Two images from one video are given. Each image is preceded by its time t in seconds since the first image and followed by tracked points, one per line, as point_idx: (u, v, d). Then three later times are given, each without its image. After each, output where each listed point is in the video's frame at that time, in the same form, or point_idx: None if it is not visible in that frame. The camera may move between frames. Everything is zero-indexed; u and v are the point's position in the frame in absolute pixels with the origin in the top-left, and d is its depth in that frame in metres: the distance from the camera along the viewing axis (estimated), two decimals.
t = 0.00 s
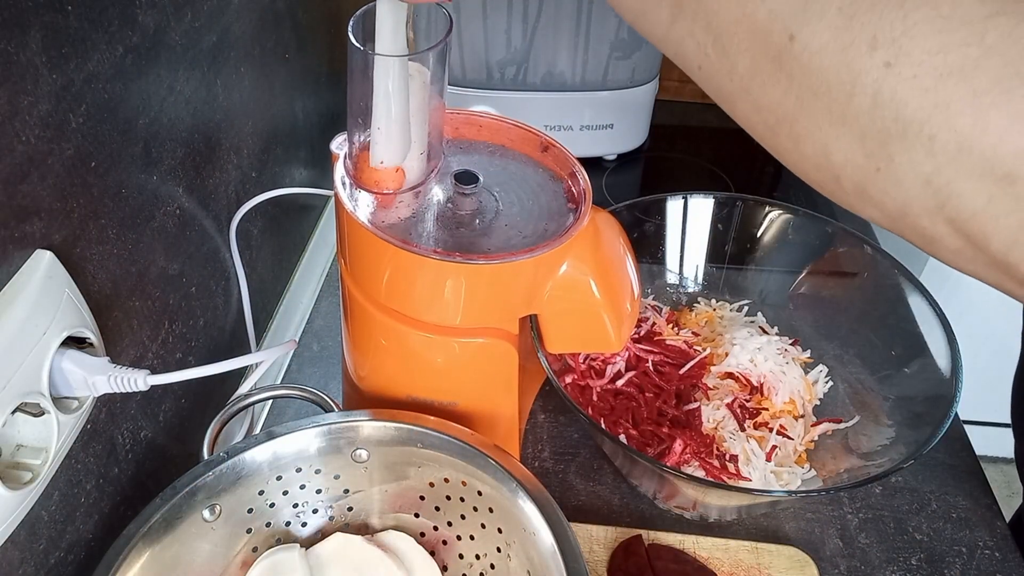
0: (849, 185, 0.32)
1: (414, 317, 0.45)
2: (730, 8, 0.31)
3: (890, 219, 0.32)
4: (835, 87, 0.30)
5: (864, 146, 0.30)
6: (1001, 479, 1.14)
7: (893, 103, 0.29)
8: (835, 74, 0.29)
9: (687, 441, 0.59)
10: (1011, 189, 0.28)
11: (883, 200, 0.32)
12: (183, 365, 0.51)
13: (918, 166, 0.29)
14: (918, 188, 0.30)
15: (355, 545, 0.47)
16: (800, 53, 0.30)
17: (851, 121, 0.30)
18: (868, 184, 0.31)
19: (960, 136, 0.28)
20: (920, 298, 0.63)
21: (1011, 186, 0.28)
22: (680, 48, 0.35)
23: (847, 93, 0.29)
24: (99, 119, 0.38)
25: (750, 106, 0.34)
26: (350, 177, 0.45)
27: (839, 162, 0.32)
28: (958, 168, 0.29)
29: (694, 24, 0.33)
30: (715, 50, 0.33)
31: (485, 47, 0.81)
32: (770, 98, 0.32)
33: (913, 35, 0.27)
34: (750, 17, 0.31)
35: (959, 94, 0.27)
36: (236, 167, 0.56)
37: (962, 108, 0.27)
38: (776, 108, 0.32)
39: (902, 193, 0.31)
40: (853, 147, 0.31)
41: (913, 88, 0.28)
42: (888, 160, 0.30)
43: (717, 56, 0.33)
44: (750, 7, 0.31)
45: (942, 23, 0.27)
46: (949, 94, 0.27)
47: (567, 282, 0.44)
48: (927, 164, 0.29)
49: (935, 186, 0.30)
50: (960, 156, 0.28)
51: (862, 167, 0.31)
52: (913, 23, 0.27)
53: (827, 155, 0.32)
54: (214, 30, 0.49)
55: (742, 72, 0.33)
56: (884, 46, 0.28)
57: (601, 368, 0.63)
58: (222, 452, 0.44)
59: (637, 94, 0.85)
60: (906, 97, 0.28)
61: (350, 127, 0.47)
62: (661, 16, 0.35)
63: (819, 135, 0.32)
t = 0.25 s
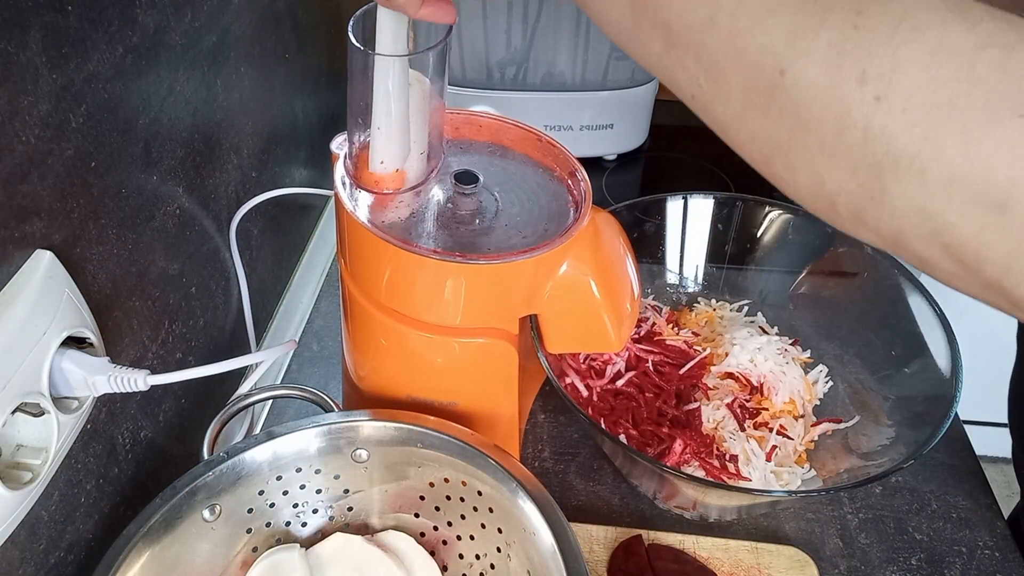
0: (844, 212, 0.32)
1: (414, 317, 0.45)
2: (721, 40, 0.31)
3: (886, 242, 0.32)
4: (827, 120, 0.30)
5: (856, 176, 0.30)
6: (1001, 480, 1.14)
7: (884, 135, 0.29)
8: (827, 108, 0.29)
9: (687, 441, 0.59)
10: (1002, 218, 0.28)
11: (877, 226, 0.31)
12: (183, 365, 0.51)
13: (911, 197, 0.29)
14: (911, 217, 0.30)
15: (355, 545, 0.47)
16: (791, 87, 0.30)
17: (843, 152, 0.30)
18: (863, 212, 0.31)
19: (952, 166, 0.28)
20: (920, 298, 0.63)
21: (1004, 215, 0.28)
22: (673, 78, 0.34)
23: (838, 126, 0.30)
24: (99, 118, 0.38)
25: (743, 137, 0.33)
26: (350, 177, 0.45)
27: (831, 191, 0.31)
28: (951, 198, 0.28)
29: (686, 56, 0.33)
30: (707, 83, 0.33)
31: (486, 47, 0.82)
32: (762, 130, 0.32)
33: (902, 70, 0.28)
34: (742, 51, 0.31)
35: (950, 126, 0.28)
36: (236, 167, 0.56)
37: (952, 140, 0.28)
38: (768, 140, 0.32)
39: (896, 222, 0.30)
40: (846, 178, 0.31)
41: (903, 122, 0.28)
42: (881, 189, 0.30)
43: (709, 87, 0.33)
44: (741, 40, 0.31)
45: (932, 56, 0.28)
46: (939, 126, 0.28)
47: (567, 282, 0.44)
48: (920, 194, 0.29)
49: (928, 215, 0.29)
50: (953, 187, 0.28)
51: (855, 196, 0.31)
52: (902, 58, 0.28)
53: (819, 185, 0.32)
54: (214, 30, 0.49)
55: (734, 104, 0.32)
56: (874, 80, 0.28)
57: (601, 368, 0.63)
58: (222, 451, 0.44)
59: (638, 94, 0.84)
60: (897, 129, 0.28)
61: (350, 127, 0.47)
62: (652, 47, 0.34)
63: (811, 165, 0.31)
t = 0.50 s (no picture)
0: (843, 243, 0.31)
1: (414, 317, 0.45)
2: (720, 82, 0.30)
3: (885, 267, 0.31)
4: (823, 162, 0.29)
5: (852, 215, 0.29)
6: (1001, 479, 1.14)
7: (876, 179, 0.27)
8: (823, 151, 0.28)
9: (687, 441, 0.59)
10: (992, 261, 0.26)
11: (874, 258, 0.30)
12: (183, 366, 0.51)
13: (905, 238, 0.28)
14: (904, 255, 0.29)
15: (355, 545, 0.47)
16: (787, 132, 0.29)
17: (839, 194, 0.29)
18: (860, 245, 0.30)
19: (943, 212, 0.27)
20: (920, 298, 0.63)
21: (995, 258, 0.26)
22: (673, 113, 0.33)
23: (833, 169, 0.28)
24: (99, 118, 0.38)
25: (744, 172, 0.32)
26: (350, 177, 0.45)
27: (829, 225, 0.30)
28: (943, 239, 0.27)
29: (685, 92, 0.32)
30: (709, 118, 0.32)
31: (486, 47, 0.82)
32: (761, 167, 0.31)
33: (896, 117, 0.27)
34: (740, 95, 0.30)
35: (940, 173, 0.26)
36: (236, 167, 0.56)
37: (944, 186, 0.26)
38: (767, 178, 0.31)
39: (891, 257, 0.29)
40: (844, 215, 0.29)
41: (897, 168, 0.27)
42: (876, 228, 0.29)
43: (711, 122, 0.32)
44: (739, 84, 0.30)
45: (924, 105, 0.27)
46: (930, 174, 0.26)
47: (566, 282, 0.44)
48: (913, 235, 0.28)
49: (920, 254, 0.28)
50: (944, 230, 0.27)
51: (852, 232, 0.30)
52: (895, 107, 0.27)
53: (817, 220, 0.30)
54: (214, 30, 0.49)
55: (733, 143, 0.31)
56: (868, 128, 0.27)
57: (601, 368, 0.63)
58: (222, 451, 0.44)
59: (637, 94, 0.84)
60: (890, 175, 0.27)
61: (350, 127, 0.47)
62: (651, 78, 0.33)
63: (809, 203, 0.30)
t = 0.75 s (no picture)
0: (840, 205, 0.32)
1: (414, 317, 0.45)
2: (720, 50, 0.31)
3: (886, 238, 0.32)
4: (820, 123, 0.30)
5: (851, 174, 0.31)
6: (1000, 479, 1.15)
7: (874, 137, 0.29)
8: (821, 112, 0.30)
9: (687, 441, 0.59)
10: (986, 211, 0.28)
11: (872, 218, 0.32)
12: (183, 366, 0.51)
13: (902, 193, 0.30)
14: (901, 210, 0.30)
15: (354, 545, 0.47)
16: (787, 95, 0.30)
17: (838, 153, 0.30)
18: (857, 205, 0.32)
19: (939, 164, 0.28)
20: (920, 298, 0.63)
21: (989, 208, 0.28)
22: (675, 84, 0.34)
23: (831, 129, 0.30)
24: (99, 119, 0.38)
25: (743, 138, 0.33)
26: (350, 177, 0.45)
27: (828, 186, 0.32)
28: (938, 193, 0.29)
29: (686, 62, 0.33)
30: (709, 85, 0.33)
31: (486, 47, 0.82)
32: (761, 133, 0.32)
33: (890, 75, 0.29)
34: (740, 61, 0.31)
35: (934, 128, 0.28)
36: (236, 167, 0.56)
37: (938, 139, 0.28)
38: (767, 143, 0.32)
39: (888, 214, 0.31)
40: (841, 174, 0.31)
41: (893, 124, 0.29)
42: (874, 185, 0.30)
43: (711, 90, 0.33)
44: (738, 50, 0.31)
45: (918, 62, 0.28)
46: (927, 127, 0.28)
47: (566, 282, 0.44)
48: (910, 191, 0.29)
49: (916, 209, 0.30)
50: (939, 183, 0.29)
51: (850, 191, 0.31)
52: (890, 65, 0.29)
53: (817, 183, 0.32)
54: (214, 30, 0.49)
55: (734, 109, 0.33)
56: (864, 87, 0.29)
57: (601, 368, 0.63)
58: (222, 452, 0.44)
59: (637, 94, 0.84)
60: (887, 132, 0.29)
61: (350, 127, 0.47)
62: (653, 53, 0.34)
63: (808, 165, 0.32)
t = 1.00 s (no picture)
0: (841, 188, 0.33)
1: (414, 317, 0.45)
2: (715, 36, 0.32)
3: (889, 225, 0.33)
4: (819, 103, 0.31)
5: (852, 154, 0.32)
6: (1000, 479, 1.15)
7: (875, 114, 0.30)
8: (820, 92, 0.30)
9: (687, 441, 0.59)
10: (989, 184, 0.29)
11: (873, 199, 0.33)
12: (183, 366, 0.51)
13: (905, 170, 0.31)
14: (905, 188, 0.31)
15: (354, 545, 0.47)
16: (784, 76, 0.31)
17: (838, 133, 0.31)
18: (858, 186, 0.32)
19: (941, 139, 0.29)
20: (920, 298, 0.63)
21: (991, 181, 0.29)
22: (670, 75, 0.35)
23: (830, 108, 0.31)
24: (99, 118, 0.38)
25: (741, 124, 0.34)
26: (350, 177, 0.45)
27: (828, 169, 0.33)
28: (941, 168, 0.30)
29: (681, 51, 0.33)
30: (703, 73, 0.33)
31: (486, 47, 0.82)
32: (759, 117, 0.33)
33: (886, 52, 0.29)
34: (736, 45, 0.32)
35: (934, 103, 0.29)
36: (236, 168, 0.56)
37: (938, 114, 0.29)
38: (766, 127, 0.33)
39: (892, 193, 0.32)
40: (842, 156, 0.32)
41: (893, 101, 0.29)
42: (876, 165, 0.31)
43: (705, 77, 0.33)
44: (733, 34, 0.31)
45: (914, 39, 0.29)
46: (926, 103, 0.29)
47: (567, 282, 0.44)
48: (913, 167, 0.30)
49: (920, 185, 0.31)
50: (941, 159, 0.30)
51: (851, 172, 0.32)
52: (886, 42, 0.29)
53: (818, 165, 0.33)
54: (214, 30, 0.49)
55: (731, 92, 0.33)
56: (862, 63, 0.30)
57: (601, 368, 0.63)
58: (222, 452, 0.44)
59: (638, 94, 0.84)
60: (887, 109, 0.30)
61: (350, 127, 0.47)
62: (647, 43, 0.34)
63: (808, 147, 0.32)
